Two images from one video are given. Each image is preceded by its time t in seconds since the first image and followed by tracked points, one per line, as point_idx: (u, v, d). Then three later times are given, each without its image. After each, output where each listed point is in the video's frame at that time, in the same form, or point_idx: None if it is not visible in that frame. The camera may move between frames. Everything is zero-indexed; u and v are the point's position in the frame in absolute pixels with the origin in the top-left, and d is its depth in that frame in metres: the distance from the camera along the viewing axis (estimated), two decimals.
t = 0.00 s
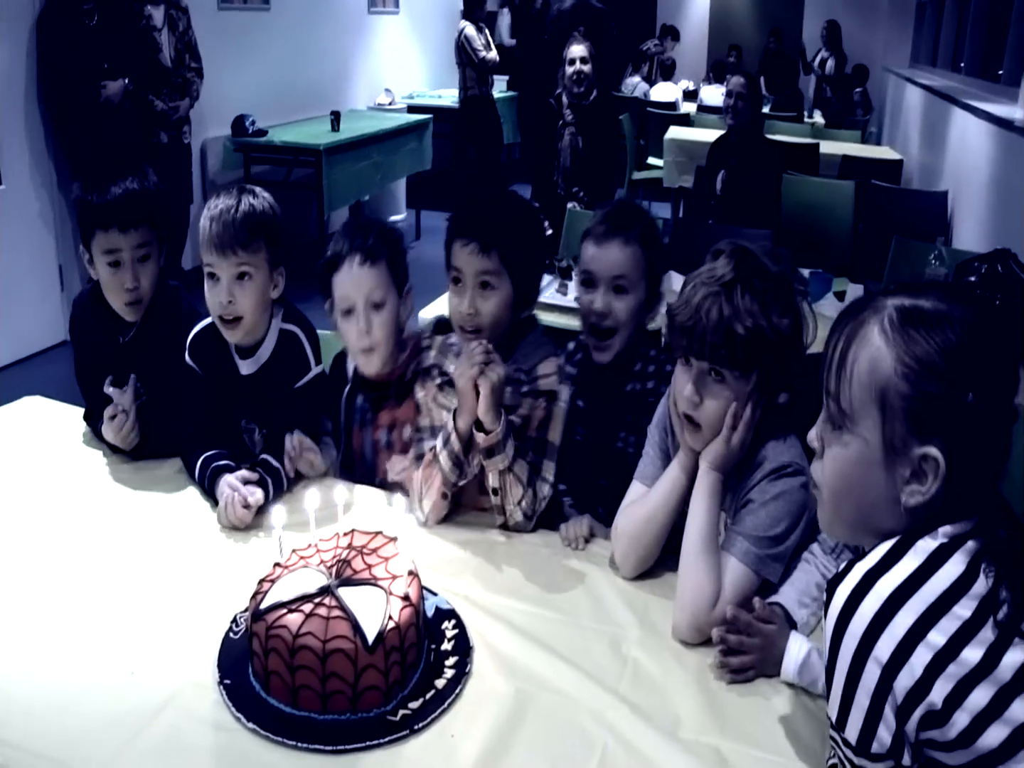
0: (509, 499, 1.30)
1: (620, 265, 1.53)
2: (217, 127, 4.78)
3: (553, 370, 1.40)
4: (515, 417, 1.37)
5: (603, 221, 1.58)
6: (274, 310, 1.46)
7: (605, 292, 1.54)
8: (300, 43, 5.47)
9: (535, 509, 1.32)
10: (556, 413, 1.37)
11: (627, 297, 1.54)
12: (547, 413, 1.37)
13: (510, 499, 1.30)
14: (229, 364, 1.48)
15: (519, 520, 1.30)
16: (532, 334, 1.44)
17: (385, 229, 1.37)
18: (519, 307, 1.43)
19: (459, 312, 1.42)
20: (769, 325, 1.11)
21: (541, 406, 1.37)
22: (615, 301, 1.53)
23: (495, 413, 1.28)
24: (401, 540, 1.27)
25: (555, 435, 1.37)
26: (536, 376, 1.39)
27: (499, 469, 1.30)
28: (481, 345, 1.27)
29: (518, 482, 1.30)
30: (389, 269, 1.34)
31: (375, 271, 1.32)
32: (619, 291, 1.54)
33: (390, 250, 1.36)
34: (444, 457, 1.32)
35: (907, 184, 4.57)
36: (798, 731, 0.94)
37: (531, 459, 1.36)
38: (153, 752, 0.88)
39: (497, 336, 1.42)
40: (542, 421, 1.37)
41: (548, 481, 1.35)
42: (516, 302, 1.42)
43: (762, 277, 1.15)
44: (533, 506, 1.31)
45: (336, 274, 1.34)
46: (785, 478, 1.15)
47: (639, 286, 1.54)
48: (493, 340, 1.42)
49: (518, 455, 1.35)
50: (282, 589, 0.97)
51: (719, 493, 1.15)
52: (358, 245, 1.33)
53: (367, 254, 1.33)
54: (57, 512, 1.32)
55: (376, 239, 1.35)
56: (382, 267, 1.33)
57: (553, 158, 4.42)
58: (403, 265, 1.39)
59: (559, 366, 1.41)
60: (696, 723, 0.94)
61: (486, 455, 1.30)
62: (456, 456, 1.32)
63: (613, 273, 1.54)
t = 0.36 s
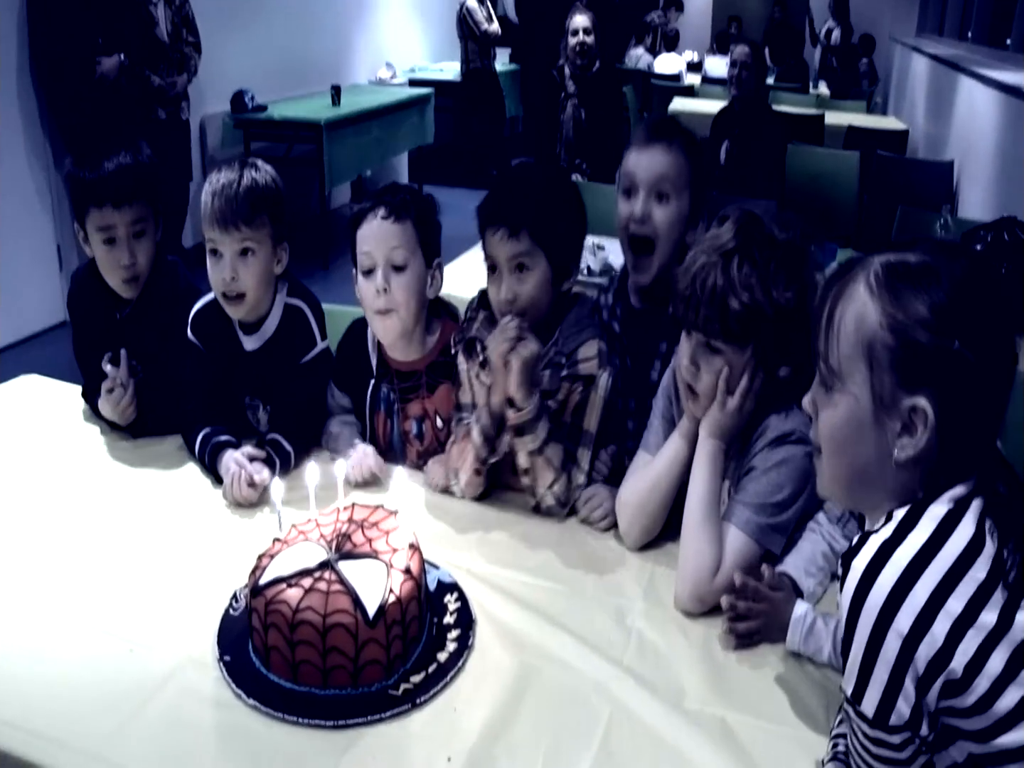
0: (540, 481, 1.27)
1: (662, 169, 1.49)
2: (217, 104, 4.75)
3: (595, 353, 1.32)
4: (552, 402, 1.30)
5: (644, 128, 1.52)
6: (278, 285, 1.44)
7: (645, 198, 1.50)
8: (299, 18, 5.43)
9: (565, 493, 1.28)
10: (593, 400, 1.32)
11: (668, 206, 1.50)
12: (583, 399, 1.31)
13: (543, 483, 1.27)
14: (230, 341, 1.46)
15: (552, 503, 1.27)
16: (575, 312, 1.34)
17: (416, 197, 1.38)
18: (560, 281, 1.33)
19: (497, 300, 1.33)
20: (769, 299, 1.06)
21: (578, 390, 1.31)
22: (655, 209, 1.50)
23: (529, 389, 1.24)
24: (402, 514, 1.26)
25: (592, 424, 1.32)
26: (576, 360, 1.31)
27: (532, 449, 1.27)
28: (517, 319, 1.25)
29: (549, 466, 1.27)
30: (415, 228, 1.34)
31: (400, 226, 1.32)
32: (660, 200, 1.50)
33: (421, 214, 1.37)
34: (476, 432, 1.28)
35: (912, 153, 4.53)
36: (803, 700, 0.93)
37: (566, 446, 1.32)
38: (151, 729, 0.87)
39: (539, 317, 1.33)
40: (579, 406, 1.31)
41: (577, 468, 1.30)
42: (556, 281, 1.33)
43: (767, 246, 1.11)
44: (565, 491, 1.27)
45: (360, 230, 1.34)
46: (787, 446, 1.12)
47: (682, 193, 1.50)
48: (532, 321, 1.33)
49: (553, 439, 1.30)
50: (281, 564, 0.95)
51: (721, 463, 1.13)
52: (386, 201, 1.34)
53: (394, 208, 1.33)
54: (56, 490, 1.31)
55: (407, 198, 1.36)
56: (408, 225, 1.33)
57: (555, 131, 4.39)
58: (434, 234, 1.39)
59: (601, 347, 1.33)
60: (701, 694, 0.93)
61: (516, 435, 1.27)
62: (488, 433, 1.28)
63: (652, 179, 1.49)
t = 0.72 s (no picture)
0: (536, 456, 1.25)
1: (654, 102, 1.49)
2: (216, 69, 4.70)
3: (597, 325, 1.30)
4: (553, 374, 1.31)
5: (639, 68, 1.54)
6: (282, 252, 1.43)
7: (634, 131, 1.50)
8: None
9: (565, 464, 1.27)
10: (592, 374, 1.31)
11: (658, 139, 1.50)
12: (584, 372, 1.32)
13: (536, 457, 1.25)
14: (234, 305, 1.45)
15: (545, 476, 1.26)
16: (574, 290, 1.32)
17: (400, 169, 1.33)
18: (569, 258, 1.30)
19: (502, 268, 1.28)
20: (786, 275, 1.04)
21: (578, 364, 1.31)
22: (645, 142, 1.50)
23: (527, 364, 1.22)
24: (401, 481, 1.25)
25: (590, 394, 1.32)
26: (579, 332, 1.30)
27: (530, 424, 1.25)
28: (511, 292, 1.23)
29: (546, 440, 1.25)
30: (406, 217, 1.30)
31: (386, 217, 1.28)
32: (649, 133, 1.50)
33: (411, 197, 1.31)
34: (478, 406, 1.28)
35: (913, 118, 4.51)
36: (806, 668, 0.92)
37: (562, 416, 1.33)
38: (149, 696, 0.86)
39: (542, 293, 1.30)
40: (577, 379, 1.32)
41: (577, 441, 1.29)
42: (563, 257, 1.29)
43: (787, 218, 1.07)
44: (563, 462, 1.26)
45: (347, 218, 1.30)
46: (801, 423, 1.10)
47: (673, 130, 1.50)
48: (535, 298, 1.30)
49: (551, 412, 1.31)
50: (280, 529, 0.95)
51: (733, 431, 1.12)
52: (374, 187, 1.28)
53: (382, 196, 1.27)
54: (53, 455, 1.30)
55: (395, 184, 1.30)
56: (398, 216, 1.29)
57: (556, 96, 4.35)
58: (427, 215, 1.36)
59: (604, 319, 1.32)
60: (702, 661, 0.92)
61: (516, 408, 1.25)
62: (488, 407, 1.28)
63: (644, 112, 1.50)
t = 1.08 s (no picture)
0: (535, 447, 1.25)
1: (643, 97, 1.45)
2: (217, 60, 4.69)
3: (593, 319, 1.30)
4: (549, 365, 1.32)
5: (630, 61, 1.49)
6: (276, 245, 1.42)
7: (624, 128, 1.46)
8: None
9: (564, 454, 1.27)
10: (588, 366, 1.33)
11: (648, 136, 1.45)
12: (580, 362, 1.33)
13: (535, 449, 1.25)
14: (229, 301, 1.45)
15: (546, 466, 1.26)
16: (573, 276, 1.31)
17: (396, 162, 1.33)
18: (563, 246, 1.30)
19: (502, 264, 1.28)
20: (785, 270, 1.03)
21: (574, 355, 1.32)
22: (635, 140, 1.45)
23: (525, 353, 1.22)
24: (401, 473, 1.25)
25: (586, 385, 1.33)
26: (576, 325, 1.30)
27: (530, 414, 1.25)
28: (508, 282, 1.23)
29: (545, 429, 1.24)
30: (403, 210, 1.30)
31: (386, 211, 1.27)
32: (640, 129, 1.45)
33: (406, 191, 1.31)
34: (474, 398, 1.28)
35: (913, 108, 4.49)
36: (807, 661, 0.92)
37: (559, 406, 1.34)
38: (148, 688, 0.86)
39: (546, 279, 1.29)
40: (574, 370, 1.33)
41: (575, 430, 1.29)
42: (561, 239, 1.29)
43: (788, 213, 1.06)
44: (562, 453, 1.26)
45: (347, 210, 1.29)
46: (798, 415, 1.11)
47: (664, 123, 1.45)
48: (538, 288, 1.30)
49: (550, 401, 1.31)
50: (279, 521, 0.95)
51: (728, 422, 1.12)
52: (372, 181, 1.28)
53: (380, 190, 1.27)
54: (51, 447, 1.30)
55: (392, 176, 1.30)
56: (397, 209, 1.29)
57: (557, 86, 4.34)
58: (423, 205, 1.36)
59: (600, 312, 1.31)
60: (702, 652, 0.92)
61: (514, 399, 1.25)
62: (485, 398, 1.28)
63: (633, 106, 1.45)
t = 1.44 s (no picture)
0: (529, 450, 1.25)
1: (635, 102, 1.45)
2: (209, 65, 4.69)
3: (586, 322, 1.31)
4: (542, 369, 1.32)
5: (617, 64, 1.49)
6: (261, 270, 1.42)
7: (618, 134, 1.47)
8: None
9: (557, 458, 1.27)
10: (579, 370, 1.33)
11: (641, 141, 1.46)
12: (574, 366, 1.33)
13: (531, 451, 1.25)
14: (212, 330, 1.44)
15: (540, 470, 1.26)
16: (562, 283, 1.32)
17: (389, 171, 1.33)
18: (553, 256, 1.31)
19: (491, 267, 1.28)
20: (770, 252, 1.05)
21: (567, 359, 1.32)
22: (629, 146, 1.46)
23: (519, 358, 1.22)
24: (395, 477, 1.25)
25: (579, 388, 1.34)
26: (568, 329, 1.31)
27: (524, 419, 1.25)
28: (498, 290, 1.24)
29: (539, 434, 1.25)
30: (397, 219, 1.30)
31: (382, 220, 1.28)
32: (633, 134, 1.46)
33: (400, 198, 1.32)
34: (466, 403, 1.29)
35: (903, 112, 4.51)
36: (801, 661, 0.92)
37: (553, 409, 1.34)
38: (144, 692, 0.86)
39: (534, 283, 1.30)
40: (567, 373, 1.33)
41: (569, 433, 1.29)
42: (550, 247, 1.29)
43: (771, 198, 1.08)
44: (556, 456, 1.26)
45: (340, 220, 1.30)
46: (788, 410, 1.12)
47: (656, 127, 1.46)
48: (525, 292, 1.30)
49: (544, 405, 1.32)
50: (275, 525, 0.95)
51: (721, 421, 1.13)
52: (366, 190, 1.29)
53: (374, 199, 1.28)
54: (42, 453, 1.30)
55: (386, 186, 1.31)
56: (391, 220, 1.29)
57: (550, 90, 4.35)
58: (417, 213, 1.37)
59: (593, 316, 1.32)
60: (695, 653, 0.93)
61: (507, 404, 1.25)
62: (477, 405, 1.28)
63: (626, 111, 1.46)
